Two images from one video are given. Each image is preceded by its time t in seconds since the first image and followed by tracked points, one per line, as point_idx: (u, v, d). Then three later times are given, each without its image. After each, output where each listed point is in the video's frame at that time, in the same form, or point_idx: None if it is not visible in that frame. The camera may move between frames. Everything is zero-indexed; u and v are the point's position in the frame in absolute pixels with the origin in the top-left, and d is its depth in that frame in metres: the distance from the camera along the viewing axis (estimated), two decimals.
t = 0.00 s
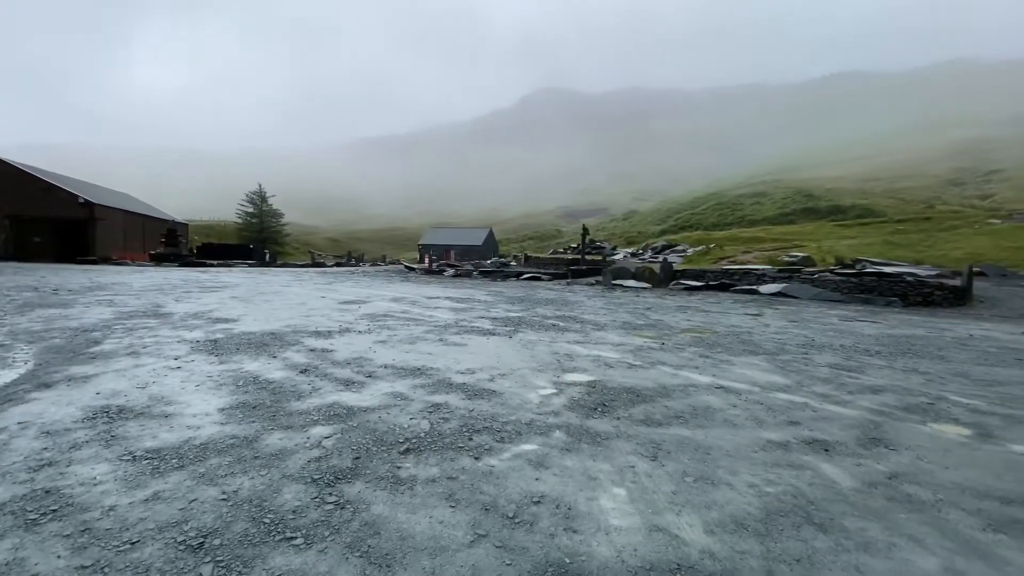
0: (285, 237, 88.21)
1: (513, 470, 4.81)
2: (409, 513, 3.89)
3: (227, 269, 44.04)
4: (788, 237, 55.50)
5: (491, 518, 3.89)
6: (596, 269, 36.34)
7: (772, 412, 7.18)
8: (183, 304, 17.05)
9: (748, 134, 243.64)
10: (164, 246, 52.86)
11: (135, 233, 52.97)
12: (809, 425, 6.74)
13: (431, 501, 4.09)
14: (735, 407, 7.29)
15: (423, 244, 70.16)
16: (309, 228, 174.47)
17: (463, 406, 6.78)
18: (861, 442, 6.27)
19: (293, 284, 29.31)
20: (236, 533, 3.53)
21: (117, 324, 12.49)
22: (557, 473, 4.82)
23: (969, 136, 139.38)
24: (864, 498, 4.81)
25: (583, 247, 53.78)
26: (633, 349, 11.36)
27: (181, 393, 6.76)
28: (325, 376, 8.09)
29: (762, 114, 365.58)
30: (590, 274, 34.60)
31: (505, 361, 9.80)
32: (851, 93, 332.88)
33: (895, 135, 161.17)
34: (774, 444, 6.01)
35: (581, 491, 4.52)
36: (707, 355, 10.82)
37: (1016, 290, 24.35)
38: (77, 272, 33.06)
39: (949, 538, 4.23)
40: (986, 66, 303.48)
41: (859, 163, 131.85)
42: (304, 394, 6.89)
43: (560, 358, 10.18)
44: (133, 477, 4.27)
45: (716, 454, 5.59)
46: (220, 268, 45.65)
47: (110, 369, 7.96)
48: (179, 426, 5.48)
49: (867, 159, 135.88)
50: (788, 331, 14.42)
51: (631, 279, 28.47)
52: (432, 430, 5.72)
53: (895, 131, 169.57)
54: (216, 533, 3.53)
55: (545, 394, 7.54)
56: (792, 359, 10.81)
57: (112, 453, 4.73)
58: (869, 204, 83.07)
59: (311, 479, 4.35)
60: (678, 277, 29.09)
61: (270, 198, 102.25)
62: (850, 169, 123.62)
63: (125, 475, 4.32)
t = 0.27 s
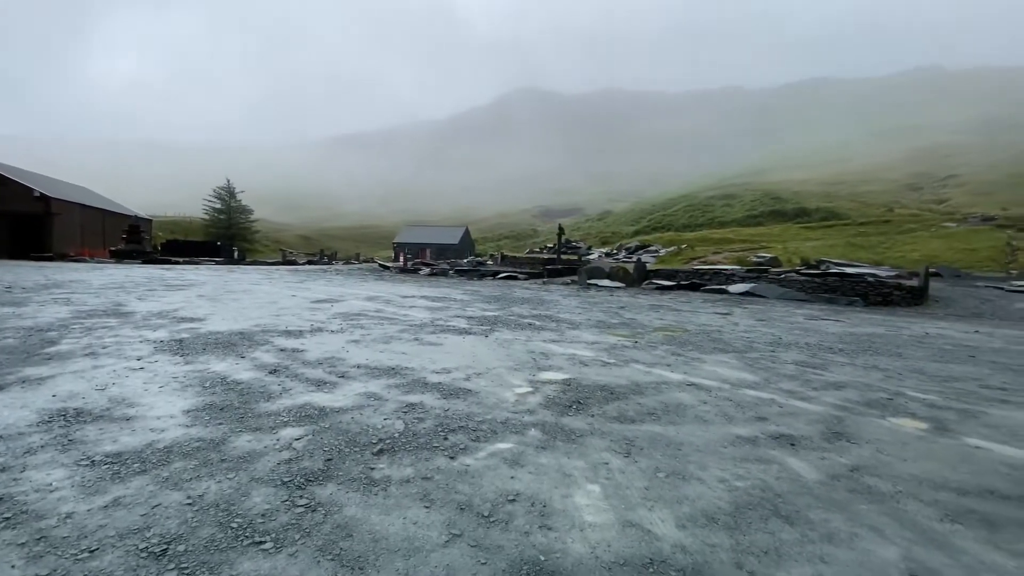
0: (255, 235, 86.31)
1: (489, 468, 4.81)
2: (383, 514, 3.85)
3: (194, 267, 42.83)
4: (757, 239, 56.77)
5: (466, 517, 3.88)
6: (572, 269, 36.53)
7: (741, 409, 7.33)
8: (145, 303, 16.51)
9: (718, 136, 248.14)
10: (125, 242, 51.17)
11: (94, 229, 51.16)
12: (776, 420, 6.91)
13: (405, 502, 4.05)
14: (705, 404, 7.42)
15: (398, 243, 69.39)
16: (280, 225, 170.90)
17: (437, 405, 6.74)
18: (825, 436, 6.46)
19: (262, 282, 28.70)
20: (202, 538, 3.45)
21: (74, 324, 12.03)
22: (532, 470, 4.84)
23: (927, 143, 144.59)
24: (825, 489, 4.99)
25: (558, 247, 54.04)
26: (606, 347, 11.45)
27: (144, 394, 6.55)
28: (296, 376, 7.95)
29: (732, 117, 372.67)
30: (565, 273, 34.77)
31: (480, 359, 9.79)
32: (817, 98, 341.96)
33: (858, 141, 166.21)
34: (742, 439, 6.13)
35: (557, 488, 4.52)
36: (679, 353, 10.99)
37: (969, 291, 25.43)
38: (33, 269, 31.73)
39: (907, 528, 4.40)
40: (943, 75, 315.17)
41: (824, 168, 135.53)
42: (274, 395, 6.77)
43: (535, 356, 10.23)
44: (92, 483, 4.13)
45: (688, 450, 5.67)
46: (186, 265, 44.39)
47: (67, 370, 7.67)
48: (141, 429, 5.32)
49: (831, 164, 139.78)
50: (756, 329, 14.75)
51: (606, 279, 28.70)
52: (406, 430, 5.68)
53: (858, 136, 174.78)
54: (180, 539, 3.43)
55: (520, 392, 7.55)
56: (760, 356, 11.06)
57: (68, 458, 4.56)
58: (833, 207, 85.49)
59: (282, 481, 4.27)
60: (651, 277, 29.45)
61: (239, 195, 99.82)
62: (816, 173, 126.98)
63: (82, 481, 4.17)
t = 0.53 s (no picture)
0: (224, 232, 84.25)
1: (463, 469, 4.78)
2: (355, 518, 3.79)
3: (161, 266, 41.60)
4: (728, 240, 57.96)
5: (440, 519, 3.85)
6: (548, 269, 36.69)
7: (711, 406, 7.46)
8: (108, 303, 15.98)
9: (690, 139, 252.25)
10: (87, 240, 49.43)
11: (53, 225, 49.30)
12: (745, 418, 7.06)
13: (377, 504, 4.01)
14: (677, 402, 7.53)
15: (374, 242, 68.50)
16: (251, 222, 167.11)
17: (412, 406, 6.69)
18: (791, 432, 6.62)
19: (233, 282, 28.07)
20: (165, 545, 3.35)
21: (33, 324, 11.58)
22: (506, 470, 4.84)
23: (889, 149, 149.52)
24: (790, 484, 5.12)
25: (535, 247, 54.22)
26: (582, 347, 11.53)
27: (104, 398, 6.33)
28: (265, 377, 7.80)
29: (703, 120, 379.32)
30: (542, 273, 34.87)
31: (455, 360, 9.75)
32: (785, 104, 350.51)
33: (824, 146, 171.07)
34: (712, 436, 6.24)
35: (531, 487, 4.54)
36: (652, 352, 11.15)
37: (928, 291, 26.40)
38: None
39: (868, 521, 4.55)
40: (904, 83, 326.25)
41: (792, 172, 139.09)
42: (242, 397, 6.63)
43: (511, 356, 10.23)
44: (48, 490, 3.97)
45: (659, 447, 5.75)
46: (153, 264, 43.07)
47: (23, 374, 7.38)
48: (101, 433, 5.14)
49: (799, 168, 143.47)
50: (726, 329, 15.05)
51: (582, 279, 28.92)
52: (379, 432, 5.62)
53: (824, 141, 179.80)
54: (143, 546, 3.33)
55: (496, 392, 7.54)
56: (730, 355, 11.29)
57: (23, 465, 4.38)
58: (801, 211, 87.74)
59: (250, 486, 4.17)
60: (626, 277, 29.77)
61: (208, 191, 97.26)
62: (783, 176, 130.13)
63: (37, 488, 4.01)
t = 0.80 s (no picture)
0: (194, 232, 82.14)
1: (437, 472, 4.77)
2: (324, 523, 3.75)
3: (128, 266, 40.35)
4: (702, 242, 58.93)
5: (411, 522, 3.84)
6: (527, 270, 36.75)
7: (682, 405, 7.59)
8: (71, 305, 15.44)
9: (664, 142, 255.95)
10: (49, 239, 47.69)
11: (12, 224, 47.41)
12: (715, 416, 7.19)
13: (348, 509, 3.97)
14: (651, 401, 7.64)
15: (351, 242, 67.53)
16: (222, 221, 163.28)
17: (386, 409, 6.63)
18: (759, 429, 6.78)
19: (203, 282, 27.43)
20: (127, 555, 3.26)
21: None
22: (480, 472, 4.84)
23: (855, 154, 154.02)
24: (757, 479, 5.25)
25: (514, 248, 54.26)
26: (558, 347, 11.59)
27: (63, 404, 6.11)
28: (235, 381, 7.62)
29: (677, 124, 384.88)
30: (521, 274, 34.91)
31: (432, 361, 9.70)
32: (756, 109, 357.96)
33: (792, 151, 175.26)
34: (683, 434, 6.35)
35: (503, 489, 4.55)
36: (627, 352, 11.27)
37: (893, 292, 27.26)
38: None
39: (830, 514, 4.69)
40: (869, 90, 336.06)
41: (763, 175, 142.11)
42: (210, 402, 6.48)
43: (488, 357, 10.22)
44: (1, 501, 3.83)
45: (632, 446, 5.82)
46: (119, 264, 41.75)
47: None
48: (59, 441, 4.98)
49: (769, 171, 146.70)
50: (700, 328, 15.32)
51: (560, 280, 29.05)
52: (352, 435, 5.56)
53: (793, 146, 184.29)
54: (102, 557, 3.24)
55: (471, 394, 7.52)
56: (702, 354, 11.49)
57: None
58: (772, 213, 89.73)
59: (215, 493, 4.09)
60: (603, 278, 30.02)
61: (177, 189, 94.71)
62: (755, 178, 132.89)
63: None
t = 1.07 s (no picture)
0: (164, 232, 80.06)
1: (411, 475, 4.74)
2: (294, 530, 3.70)
3: (96, 268, 39.14)
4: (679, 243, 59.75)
5: (384, 527, 3.81)
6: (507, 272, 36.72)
7: (657, 404, 7.69)
8: (34, 308, 14.91)
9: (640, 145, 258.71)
10: (10, 240, 45.97)
11: None
12: (688, 414, 7.31)
13: (319, 515, 3.93)
14: (626, 400, 7.72)
15: (328, 243, 66.49)
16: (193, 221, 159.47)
17: (360, 413, 6.57)
18: (730, 427, 6.91)
19: (174, 285, 26.77)
20: (88, 567, 3.17)
21: None
22: (455, 475, 4.83)
23: (824, 158, 157.97)
24: (729, 476, 5.36)
25: (494, 249, 54.17)
26: (536, 348, 11.63)
27: (21, 412, 5.90)
28: (204, 387, 7.46)
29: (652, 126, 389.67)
30: (501, 275, 34.89)
31: (409, 364, 9.64)
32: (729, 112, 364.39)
33: (764, 155, 178.80)
34: (657, 432, 6.44)
35: (478, 491, 4.55)
36: (604, 353, 11.37)
37: (861, 292, 28.04)
38: None
39: (797, 508, 4.82)
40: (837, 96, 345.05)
41: (737, 178, 144.69)
42: (178, 408, 6.34)
43: (466, 359, 10.20)
44: None
45: (607, 446, 5.88)
46: (85, 266, 40.47)
47: None
48: (16, 450, 4.82)
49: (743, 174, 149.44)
50: (676, 328, 15.55)
51: (540, 281, 29.14)
52: (325, 439, 5.49)
53: (765, 150, 188.16)
54: (61, 570, 3.15)
55: (448, 396, 7.50)
56: (677, 354, 11.67)
57: None
58: (746, 216, 91.42)
59: (181, 501, 4.00)
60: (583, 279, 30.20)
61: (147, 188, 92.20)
62: (729, 181, 135.24)
63: None
